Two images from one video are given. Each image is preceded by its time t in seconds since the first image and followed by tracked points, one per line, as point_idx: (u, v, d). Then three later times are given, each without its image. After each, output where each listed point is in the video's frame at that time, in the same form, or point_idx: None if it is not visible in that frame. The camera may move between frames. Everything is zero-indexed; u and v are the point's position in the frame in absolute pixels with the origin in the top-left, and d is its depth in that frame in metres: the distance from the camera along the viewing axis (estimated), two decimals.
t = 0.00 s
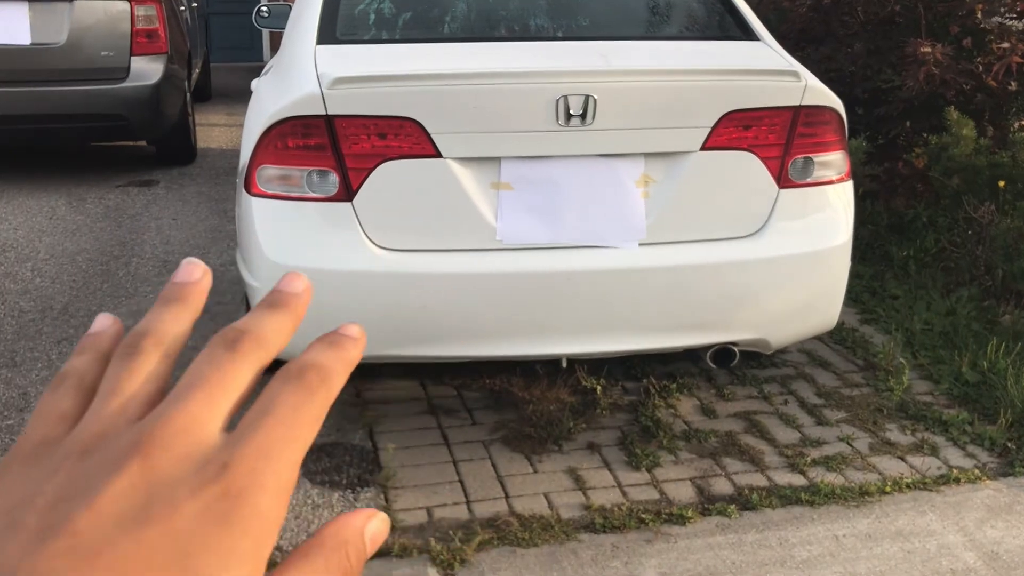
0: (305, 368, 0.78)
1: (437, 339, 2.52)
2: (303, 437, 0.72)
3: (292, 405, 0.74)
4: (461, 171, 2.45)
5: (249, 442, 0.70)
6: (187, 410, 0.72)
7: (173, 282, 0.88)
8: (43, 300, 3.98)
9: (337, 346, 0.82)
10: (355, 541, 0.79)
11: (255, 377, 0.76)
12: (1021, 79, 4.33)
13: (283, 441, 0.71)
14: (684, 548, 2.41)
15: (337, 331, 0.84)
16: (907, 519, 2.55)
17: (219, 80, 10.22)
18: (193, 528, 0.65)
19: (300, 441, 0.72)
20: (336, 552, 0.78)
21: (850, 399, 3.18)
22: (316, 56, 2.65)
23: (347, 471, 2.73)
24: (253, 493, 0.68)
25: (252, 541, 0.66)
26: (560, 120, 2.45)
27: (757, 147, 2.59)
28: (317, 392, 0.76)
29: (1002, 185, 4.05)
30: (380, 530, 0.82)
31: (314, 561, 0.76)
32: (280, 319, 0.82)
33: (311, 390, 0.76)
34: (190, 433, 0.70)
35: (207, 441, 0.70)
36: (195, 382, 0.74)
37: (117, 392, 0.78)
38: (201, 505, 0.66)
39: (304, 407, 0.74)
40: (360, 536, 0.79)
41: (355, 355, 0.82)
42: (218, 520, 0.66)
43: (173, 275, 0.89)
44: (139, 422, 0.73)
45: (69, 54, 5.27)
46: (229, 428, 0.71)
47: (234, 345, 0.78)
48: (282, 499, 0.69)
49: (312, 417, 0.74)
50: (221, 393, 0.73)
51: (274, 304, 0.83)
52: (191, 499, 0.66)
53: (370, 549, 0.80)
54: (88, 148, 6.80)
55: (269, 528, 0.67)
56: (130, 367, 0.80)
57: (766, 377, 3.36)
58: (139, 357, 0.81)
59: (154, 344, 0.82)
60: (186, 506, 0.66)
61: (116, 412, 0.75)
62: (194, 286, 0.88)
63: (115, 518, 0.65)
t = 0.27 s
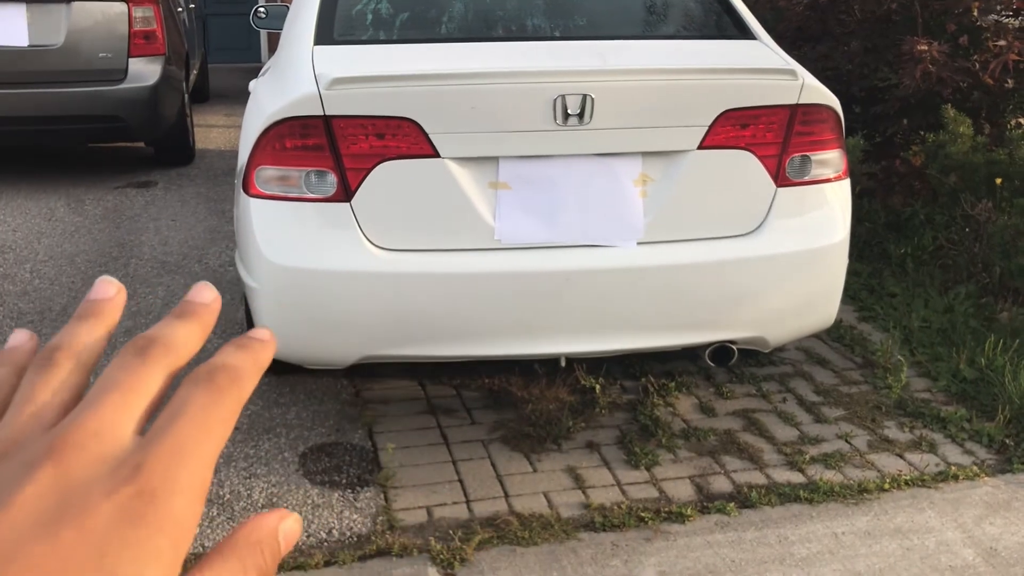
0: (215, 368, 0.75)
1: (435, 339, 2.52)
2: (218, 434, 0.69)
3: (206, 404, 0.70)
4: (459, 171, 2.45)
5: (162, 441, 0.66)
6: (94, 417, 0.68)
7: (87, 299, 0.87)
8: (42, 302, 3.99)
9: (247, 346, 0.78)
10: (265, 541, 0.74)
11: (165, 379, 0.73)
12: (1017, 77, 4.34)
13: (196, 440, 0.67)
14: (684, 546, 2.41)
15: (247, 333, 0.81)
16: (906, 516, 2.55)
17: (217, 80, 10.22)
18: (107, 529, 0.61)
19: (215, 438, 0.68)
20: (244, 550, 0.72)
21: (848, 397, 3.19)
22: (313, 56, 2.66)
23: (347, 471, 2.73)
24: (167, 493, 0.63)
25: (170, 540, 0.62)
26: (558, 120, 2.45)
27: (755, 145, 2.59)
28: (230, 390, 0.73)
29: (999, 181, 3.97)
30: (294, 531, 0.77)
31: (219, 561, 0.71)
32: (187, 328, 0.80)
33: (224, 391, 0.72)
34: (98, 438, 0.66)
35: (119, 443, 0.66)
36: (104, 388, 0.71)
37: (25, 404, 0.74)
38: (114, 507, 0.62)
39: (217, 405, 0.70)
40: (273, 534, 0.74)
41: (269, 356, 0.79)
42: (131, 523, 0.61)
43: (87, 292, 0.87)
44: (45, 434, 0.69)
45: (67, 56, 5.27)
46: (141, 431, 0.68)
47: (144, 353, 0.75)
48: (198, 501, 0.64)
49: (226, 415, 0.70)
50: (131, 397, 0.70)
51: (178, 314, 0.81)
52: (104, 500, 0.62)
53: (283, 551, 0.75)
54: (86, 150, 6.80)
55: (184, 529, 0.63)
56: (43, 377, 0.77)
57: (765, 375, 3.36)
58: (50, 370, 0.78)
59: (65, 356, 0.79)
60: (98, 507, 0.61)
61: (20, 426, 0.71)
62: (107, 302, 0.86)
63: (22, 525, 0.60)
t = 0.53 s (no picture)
0: (219, 351, 0.71)
1: (434, 343, 2.53)
2: (218, 422, 0.67)
3: (207, 391, 0.68)
4: (458, 175, 2.46)
5: (161, 432, 0.65)
6: (92, 402, 0.66)
7: (92, 271, 0.81)
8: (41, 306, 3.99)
9: (253, 324, 0.74)
10: (275, 526, 0.74)
11: (167, 362, 0.70)
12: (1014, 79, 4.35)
13: (195, 430, 0.65)
14: (682, 548, 2.41)
15: (255, 311, 0.75)
16: (904, 517, 2.56)
17: (215, 85, 10.23)
18: (105, 523, 0.61)
19: (215, 427, 0.66)
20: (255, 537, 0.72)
21: (846, 399, 3.20)
22: (312, 61, 2.67)
23: (346, 475, 2.73)
24: (165, 487, 0.63)
25: (168, 534, 0.62)
26: (555, 123, 2.46)
27: (752, 148, 2.60)
28: (233, 375, 0.70)
29: (996, 183, 3.96)
30: (297, 511, 0.77)
31: (233, 553, 0.70)
32: (194, 306, 0.75)
33: (227, 379, 0.69)
34: (96, 427, 0.65)
35: (118, 432, 0.65)
36: (104, 372, 0.68)
37: (26, 381, 0.71)
38: (114, 500, 0.62)
39: (219, 393, 0.68)
40: (280, 516, 0.74)
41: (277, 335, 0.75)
42: (130, 516, 0.62)
43: (91, 265, 0.82)
44: (44, 415, 0.67)
45: (65, 61, 5.27)
46: (140, 416, 0.66)
47: (146, 334, 0.72)
48: (197, 491, 0.64)
49: (227, 405, 0.68)
50: (131, 381, 0.67)
51: (185, 292, 0.76)
52: (102, 494, 0.62)
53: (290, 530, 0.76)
54: (85, 155, 6.80)
55: (183, 520, 0.63)
56: (41, 359, 0.73)
57: (763, 377, 3.37)
58: (51, 349, 0.74)
59: (67, 334, 0.75)
60: (98, 498, 0.62)
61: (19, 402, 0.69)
62: (113, 278, 0.81)
63: (19, 517, 0.61)
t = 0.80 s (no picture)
0: (187, 364, 0.68)
1: (431, 353, 2.54)
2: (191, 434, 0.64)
3: (178, 402, 0.65)
4: (454, 186, 2.47)
5: (133, 444, 0.62)
6: (58, 420, 0.63)
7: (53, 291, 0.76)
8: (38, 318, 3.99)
9: (222, 337, 0.71)
10: (247, 537, 0.68)
11: (136, 378, 0.66)
12: (1006, 88, 4.37)
13: (170, 441, 0.63)
14: (679, 558, 2.42)
15: (219, 324, 0.72)
16: (901, 526, 2.56)
17: (211, 96, 10.25)
18: (76, 540, 0.58)
19: (188, 438, 0.64)
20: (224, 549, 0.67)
21: (842, 407, 3.21)
22: (308, 73, 2.68)
23: (343, 486, 2.73)
24: (137, 499, 0.60)
25: (142, 547, 0.59)
26: (551, 134, 2.47)
27: (746, 159, 2.62)
28: (201, 390, 0.66)
29: (990, 192, 3.96)
30: (277, 520, 0.72)
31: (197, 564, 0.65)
32: (159, 319, 0.71)
33: (197, 393, 0.66)
34: (66, 442, 0.62)
35: (88, 447, 0.62)
36: (70, 391, 0.65)
37: None
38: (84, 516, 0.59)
39: (191, 405, 0.65)
40: (254, 527, 0.69)
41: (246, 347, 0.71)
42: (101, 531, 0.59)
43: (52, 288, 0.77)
44: (8, 436, 0.64)
45: (62, 73, 5.29)
46: (111, 431, 0.63)
47: (112, 350, 0.68)
48: (172, 502, 0.62)
49: (200, 415, 0.65)
50: (99, 396, 0.64)
51: (149, 308, 0.72)
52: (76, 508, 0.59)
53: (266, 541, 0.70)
54: (81, 166, 6.81)
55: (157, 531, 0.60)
56: None
57: (759, 387, 3.38)
58: (16, 371, 0.69)
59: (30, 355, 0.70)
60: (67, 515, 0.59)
61: None
62: (76, 298, 0.75)
63: None
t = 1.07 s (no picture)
0: (248, 324, 0.60)
1: (421, 365, 2.53)
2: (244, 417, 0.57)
3: (229, 379, 0.57)
4: (443, 198, 2.47)
5: (167, 436, 0.55)
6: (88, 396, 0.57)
7: (109, 222, 0.69)
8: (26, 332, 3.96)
9: (293, 292, 0.62)
10: (319, 536, 0.63)
11: (184, 344, 0.60)
12: (992, 97, 4.38)
13: (209, 432, 0.56)
14: (671, 570, 2.41)
15: (297, 272, 0.64)
16: (892, 536, 2.56)
17: (201, 109, 10.24)
18: (99, 544, 0.54)
19: (238, 423, 0.57)
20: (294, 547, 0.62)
21: (833, 417, 3.21)
22: (296, 86, 2.68)
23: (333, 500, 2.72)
24: (171, 503, 0.55)
25: (174, 552, 0.54)
26: (540, 146, 2.48)
27: (735, 170, 2.62)
28: (258, 363, 0.58)
29: (978, 202, 3.99)
30: (349, 516, 0.67)
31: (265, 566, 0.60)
32: (220, 268, 0.63)
33: (252, 368, 0.58)
34: (94, 427, 0.56)
35: (116, 436, 0.56)
36: (107, 358, 0.59)
37: (20, 363, 0.62)
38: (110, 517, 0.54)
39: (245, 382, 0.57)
40: (326, 528, 0.64)
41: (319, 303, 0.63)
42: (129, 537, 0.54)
43: (106, 215, 0.70)
44: (36, 409, 0.58)
45: (51, 86, 5.27)
46: (148, 411, 0.57)
47: (159, 308, 0.61)
48: (210, 504, 0.56)
49: (253, 396, 0.57)
50: (137, 369, 0.58)
51: (212, 253, 0.64)
52: (97, 509, 0.54)
53: (337, 540, 0.65)
54: (70, 179, 6.79)
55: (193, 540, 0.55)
56: (38, 336, 0.63)
57: (750, 397, 3.38)
58: (52, 323, 0.64)
59: (70, 307, 0.64)
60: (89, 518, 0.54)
61: (9, 388, 0.60)
62: (131, 231, 0.68)
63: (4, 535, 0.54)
